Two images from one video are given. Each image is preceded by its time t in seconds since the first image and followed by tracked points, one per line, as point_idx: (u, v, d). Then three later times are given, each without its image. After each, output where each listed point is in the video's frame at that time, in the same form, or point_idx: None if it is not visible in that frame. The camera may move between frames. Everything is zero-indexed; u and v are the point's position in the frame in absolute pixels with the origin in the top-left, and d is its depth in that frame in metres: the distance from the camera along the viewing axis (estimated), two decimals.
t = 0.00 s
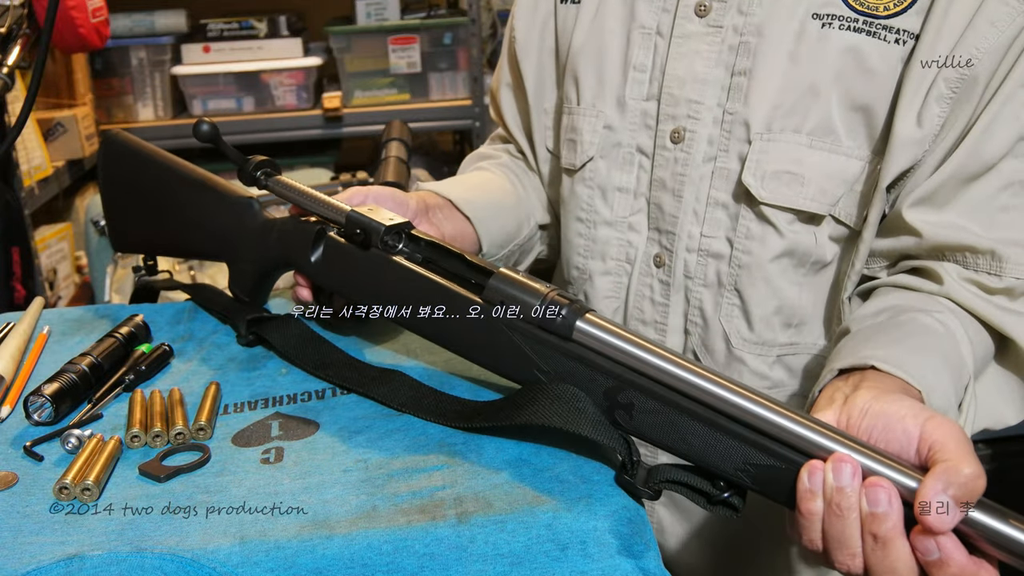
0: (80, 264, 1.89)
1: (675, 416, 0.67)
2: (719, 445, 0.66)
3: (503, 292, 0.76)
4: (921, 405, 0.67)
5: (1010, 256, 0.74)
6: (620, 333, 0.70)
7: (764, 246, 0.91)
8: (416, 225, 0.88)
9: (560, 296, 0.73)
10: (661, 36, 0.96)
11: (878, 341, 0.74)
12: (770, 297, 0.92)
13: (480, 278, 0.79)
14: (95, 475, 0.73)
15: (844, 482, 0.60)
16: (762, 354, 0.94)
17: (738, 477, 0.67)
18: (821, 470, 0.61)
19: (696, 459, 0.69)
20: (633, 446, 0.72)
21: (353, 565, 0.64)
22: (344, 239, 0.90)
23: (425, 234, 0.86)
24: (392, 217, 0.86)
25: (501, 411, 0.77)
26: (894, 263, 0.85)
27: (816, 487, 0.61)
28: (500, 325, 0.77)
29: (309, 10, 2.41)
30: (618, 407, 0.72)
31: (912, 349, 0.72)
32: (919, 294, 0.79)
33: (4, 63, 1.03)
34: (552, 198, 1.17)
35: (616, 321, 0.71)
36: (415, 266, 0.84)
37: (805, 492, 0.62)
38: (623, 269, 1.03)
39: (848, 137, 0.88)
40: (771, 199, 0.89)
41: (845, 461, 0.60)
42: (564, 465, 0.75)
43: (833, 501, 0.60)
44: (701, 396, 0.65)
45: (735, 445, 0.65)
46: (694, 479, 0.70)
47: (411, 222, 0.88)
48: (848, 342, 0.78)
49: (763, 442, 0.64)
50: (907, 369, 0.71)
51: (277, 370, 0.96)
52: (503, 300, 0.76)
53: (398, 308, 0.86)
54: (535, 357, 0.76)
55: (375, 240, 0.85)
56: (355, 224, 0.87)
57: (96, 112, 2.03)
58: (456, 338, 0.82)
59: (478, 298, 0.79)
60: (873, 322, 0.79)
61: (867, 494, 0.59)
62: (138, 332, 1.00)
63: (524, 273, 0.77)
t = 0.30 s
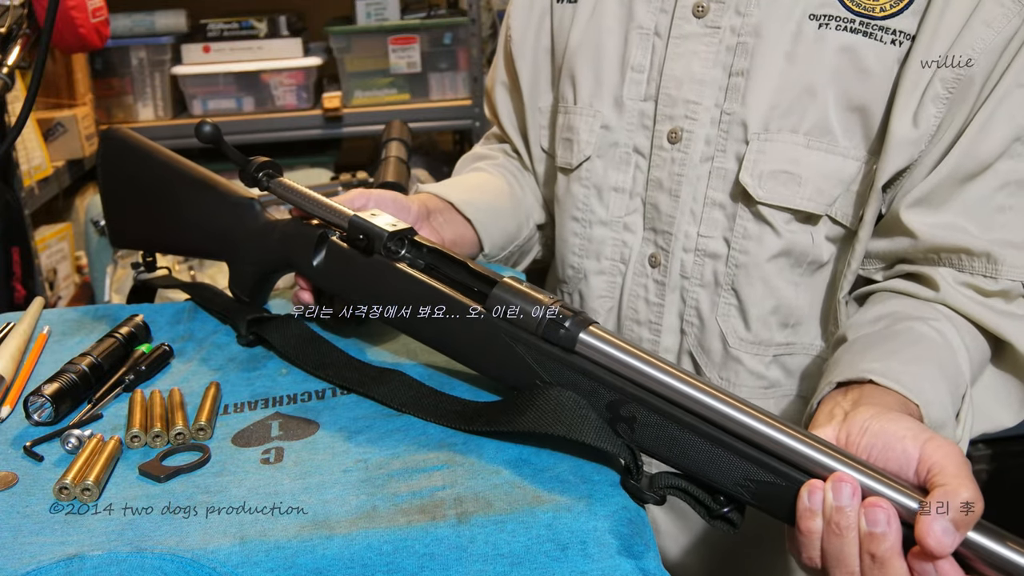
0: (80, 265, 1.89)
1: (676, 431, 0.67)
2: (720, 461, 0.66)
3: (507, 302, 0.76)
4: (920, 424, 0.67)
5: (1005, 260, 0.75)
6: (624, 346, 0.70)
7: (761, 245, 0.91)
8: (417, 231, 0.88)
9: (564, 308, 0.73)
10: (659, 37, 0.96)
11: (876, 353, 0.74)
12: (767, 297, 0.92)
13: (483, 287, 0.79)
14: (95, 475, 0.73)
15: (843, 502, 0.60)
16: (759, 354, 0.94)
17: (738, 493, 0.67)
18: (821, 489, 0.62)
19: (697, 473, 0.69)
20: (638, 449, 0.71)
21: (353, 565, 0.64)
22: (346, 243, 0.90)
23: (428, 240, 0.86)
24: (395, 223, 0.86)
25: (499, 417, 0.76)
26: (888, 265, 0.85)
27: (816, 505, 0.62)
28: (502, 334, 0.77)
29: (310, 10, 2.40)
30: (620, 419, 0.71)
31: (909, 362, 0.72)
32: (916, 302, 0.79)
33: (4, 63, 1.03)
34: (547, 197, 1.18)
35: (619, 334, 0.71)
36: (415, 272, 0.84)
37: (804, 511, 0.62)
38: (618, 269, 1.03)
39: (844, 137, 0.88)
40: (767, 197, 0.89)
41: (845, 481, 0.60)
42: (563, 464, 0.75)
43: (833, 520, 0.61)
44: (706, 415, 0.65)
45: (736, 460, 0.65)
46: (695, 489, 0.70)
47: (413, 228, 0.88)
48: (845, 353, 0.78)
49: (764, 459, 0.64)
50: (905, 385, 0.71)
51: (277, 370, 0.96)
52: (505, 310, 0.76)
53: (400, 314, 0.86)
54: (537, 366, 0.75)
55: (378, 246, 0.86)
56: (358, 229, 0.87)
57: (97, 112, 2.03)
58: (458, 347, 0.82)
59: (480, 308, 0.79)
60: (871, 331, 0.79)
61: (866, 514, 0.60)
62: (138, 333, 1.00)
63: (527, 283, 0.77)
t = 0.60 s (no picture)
0: (80, 264, 1.89)
1: (677, 416, 0.68)
2: (721, 444, 0.66)
3: (504, 292, 0.75)
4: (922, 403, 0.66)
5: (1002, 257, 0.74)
6: (620, 333, 0.69)
7: (761, 244, 0.91)
8: (415, 226, 0.88)
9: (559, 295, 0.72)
10: (660, 36, 0.96)
11: (877, 342, 0.74)
12: (766, 296, 0.92)
13: (481, 279, 0.78)
14: (95, 475, 0.73)
15: (845, 481, 0.60)
16: (758, 352, 0.94)
17: (742, 476, 0.67)
18: (823, 467, 0.62)
19: (699, 458, 0.69)
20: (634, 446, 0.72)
21: (353, 565, 0.64)
22: (343, 238, 0.90)
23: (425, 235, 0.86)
24: (392, 218, 0.86)
25: (496, 418, 0.77)
26: (887, 264, 0.85)
27: (817, 484, 0.62)
28: (501, 321, 0.76)
29: (310, 10, 2.41)
30: (618, 405, 0.71)
31: (911, 350, 0.72)
32: (916, 295, 0.79)
33: (4, 63, 1.03)
34: (546, 195, 1.18)
35: (616, 321, 0.70)
36: (416, 266, 0.84)
37: (806, 489, 0.63)
38: (616, 268, 1.03)
39: (842, 137, 0.88)
40: (767, 197, 0.89)
41: (847, 459, 0.60)
42: (564, 465, 0.75)
43: (835, 497, 0.61)
44: (701, 396, 0.65)
45: (737, 444, 0.65)
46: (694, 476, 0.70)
47: (410, 223, 0.88)
48: (846, 343, 0.78)
49: (765, 441, 0.64)
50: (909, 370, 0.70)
51: (277, 370, 0.96)
52: (503, 300, 0.75)
53: (398, 307, 0.86)
54: (535, 354, 0.75)
55: (375, 242, 0.85)
56: (356, 225, 0.87)
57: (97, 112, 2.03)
58: (457, 338, 0.81)
59: (480, 297, 0.78)
60: (871, 323, 0.78)
61: (868, 490, 0.60)
62: (138, 332, 1.00)
63: (525, 274, 0.76)
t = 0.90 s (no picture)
0: (80, 265, 1.89)
1: (659, 420, 0.67)
2: (701, 450, 0.66)
3: (494, 290, 0.76)
4: (907, 416, 0.67)
5: (997, 251, 0.74)
6: (608, 335, 0.69)
7: (764, 243, 0.91)
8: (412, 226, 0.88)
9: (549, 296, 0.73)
10: (670, 34, 0.96)
11: (869, 349, 0.75)
12: (769, 294, 0.92)
13: (473, 279, 0.79)
14: (95, 475, 0.73)
15: (824, 491, 0.61)
16: (761, 350, 0.94)
17: (720, 484, 0.67)
18: (802, 479, 0.62)
19: (680, 465, 0.68)
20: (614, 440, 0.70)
21: (353, 565, 0.64)
22: (341, 235, 0.90)
23: (423, 235, 0.86)
24: (392, 217, 0.87)
25: (481, 416, 0.76)
26: (885, 261, 0.84)
27: (796, 495, 0.62)
28: (491, 323, 0.77)
29: (309, 10, 2.41)
30: (601, 408, 0.71)
31: (903, 360, 0.72)
32: (911, 301, 0.79)
33: (4, 63, 1.04)
34: (546, 196, 1.18)
35: (605, 322, 0.71)
36: (409, 263, 0.84)
37: (785, 501, 0.63)
38: (623, 263, 1.03)
39: (847, 134, 0.89)
40: (770, 195, 0.89)
41: (826, 470, 0.61)
42: (563, 465, 0.75)
43: (813, 509, 0.61)
44: (680, 399, 0.66)
45: (717, 450, 0.65)
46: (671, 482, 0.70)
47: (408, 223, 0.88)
48: (837, 351, 0.78)
49: (741, 445, 0.64)
50: (895, 380, 0.71)
51: (277, 370, 0.96)
52: (494, 298, 0.76)
53: (393, 310, 0.86)
54: (520, 355, 0.75)
55: (373, 239, 0.86)
56: (354, 222, 0.87)
57: (97, 112, 2.03)
58: (448, 339, 0.81)
59: (468, 297, 0.79)
60: (862, 328, 0.79)
61: (848, 504, 0.60)
62: (138, 333, 1.00)
63: (517, 274, 0.77)
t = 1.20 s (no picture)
0: (80, 265, 1.89)
1: (661, 426, 0.67)
2: (703, 456, 0.66)
3: (494, 293, 0.76)
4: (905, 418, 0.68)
5: (1004, 263, 0.75)
6: (609, 340, 0.69)
7: (769, 250, 0.91)
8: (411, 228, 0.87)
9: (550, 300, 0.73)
10: (679, 36, 0.95)
11: (868, 354, 0.75)
12: (773, 301, 0.92)
13: (474, 282, 0.79)
14: (95, 475, 0.73)
15: (823, 499, 0.61)
16: (765, 356, 0.95)
17: (723, 489, 0.67)
18: (800, 486, 0.62)
19: (681, 470, 0.68)
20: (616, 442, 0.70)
21: (353, 565, 0.64)
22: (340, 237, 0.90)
23: (423, 237, 0.86)
24: (391, 219, 0.86)
25: (483, 419, 0.76)
26: (891, 270, 0.85)
27: (796, 503, 0.62)
28: (492, 327, 0.76)
29: (309, 10, 2.41)
30: (603, 413, 0.71)
31: (901, 364, 0.73)
32: (916, 306, 0.80)
33: (4, 63, 1.04)
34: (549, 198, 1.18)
35: (606, 327, 0.71)
36: (409, 267, 0.84)
37: (785, 509, 0.63)
38: (629, 266, 1.03)
39: (855, 142, 0.88)
40: (776, 204, 0.89)
41: (824, 478, 0.61)
42: (564, 465, 0.75)
43: (813, 517, 0.61)
44: (682, 405, 0.66)
45: (718, 456, 0.65)
46: (676, 486, 0.69)
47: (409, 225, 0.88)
48: (838, 357, 0.78)
49: (744, 451, 0.64)
50: (895, 385, 0.72)
51: (277, 370, 0.96)
52: (494, 302, 0.76)
53: (391, 312, 0.86)
54: (522, 360, 0.75)
55: (372, 241, 0.85)
56: (354, 224, 0.87)
57: (97, 112, 2.03)
58: (447, 341, 0.81)
59: (472, 300, 0.78)
60: (865, 333, 0.80)
61: (849, 514, 0.61)
62: (138, 333, 1.00)
63: (517, 277, 0.77)
